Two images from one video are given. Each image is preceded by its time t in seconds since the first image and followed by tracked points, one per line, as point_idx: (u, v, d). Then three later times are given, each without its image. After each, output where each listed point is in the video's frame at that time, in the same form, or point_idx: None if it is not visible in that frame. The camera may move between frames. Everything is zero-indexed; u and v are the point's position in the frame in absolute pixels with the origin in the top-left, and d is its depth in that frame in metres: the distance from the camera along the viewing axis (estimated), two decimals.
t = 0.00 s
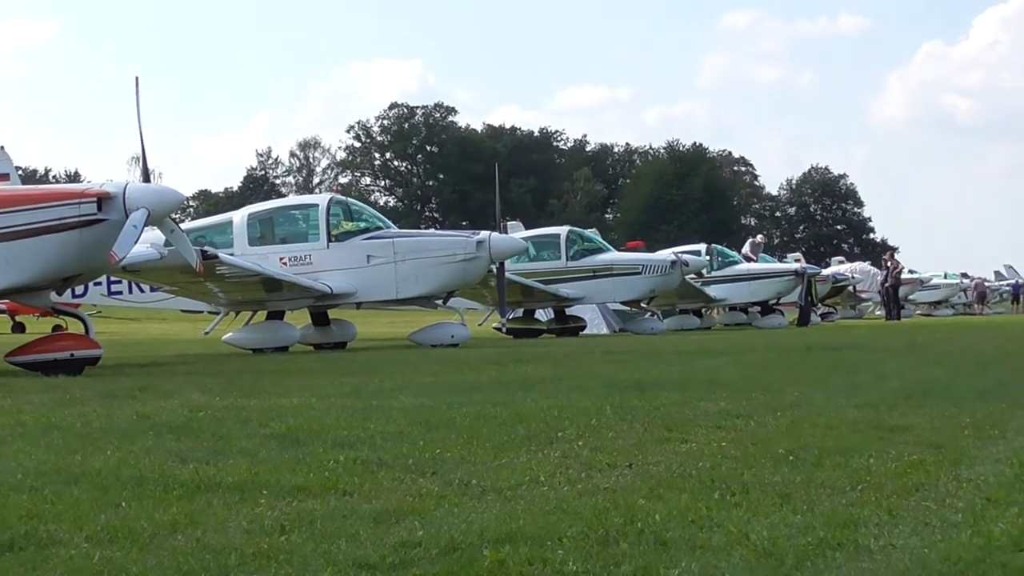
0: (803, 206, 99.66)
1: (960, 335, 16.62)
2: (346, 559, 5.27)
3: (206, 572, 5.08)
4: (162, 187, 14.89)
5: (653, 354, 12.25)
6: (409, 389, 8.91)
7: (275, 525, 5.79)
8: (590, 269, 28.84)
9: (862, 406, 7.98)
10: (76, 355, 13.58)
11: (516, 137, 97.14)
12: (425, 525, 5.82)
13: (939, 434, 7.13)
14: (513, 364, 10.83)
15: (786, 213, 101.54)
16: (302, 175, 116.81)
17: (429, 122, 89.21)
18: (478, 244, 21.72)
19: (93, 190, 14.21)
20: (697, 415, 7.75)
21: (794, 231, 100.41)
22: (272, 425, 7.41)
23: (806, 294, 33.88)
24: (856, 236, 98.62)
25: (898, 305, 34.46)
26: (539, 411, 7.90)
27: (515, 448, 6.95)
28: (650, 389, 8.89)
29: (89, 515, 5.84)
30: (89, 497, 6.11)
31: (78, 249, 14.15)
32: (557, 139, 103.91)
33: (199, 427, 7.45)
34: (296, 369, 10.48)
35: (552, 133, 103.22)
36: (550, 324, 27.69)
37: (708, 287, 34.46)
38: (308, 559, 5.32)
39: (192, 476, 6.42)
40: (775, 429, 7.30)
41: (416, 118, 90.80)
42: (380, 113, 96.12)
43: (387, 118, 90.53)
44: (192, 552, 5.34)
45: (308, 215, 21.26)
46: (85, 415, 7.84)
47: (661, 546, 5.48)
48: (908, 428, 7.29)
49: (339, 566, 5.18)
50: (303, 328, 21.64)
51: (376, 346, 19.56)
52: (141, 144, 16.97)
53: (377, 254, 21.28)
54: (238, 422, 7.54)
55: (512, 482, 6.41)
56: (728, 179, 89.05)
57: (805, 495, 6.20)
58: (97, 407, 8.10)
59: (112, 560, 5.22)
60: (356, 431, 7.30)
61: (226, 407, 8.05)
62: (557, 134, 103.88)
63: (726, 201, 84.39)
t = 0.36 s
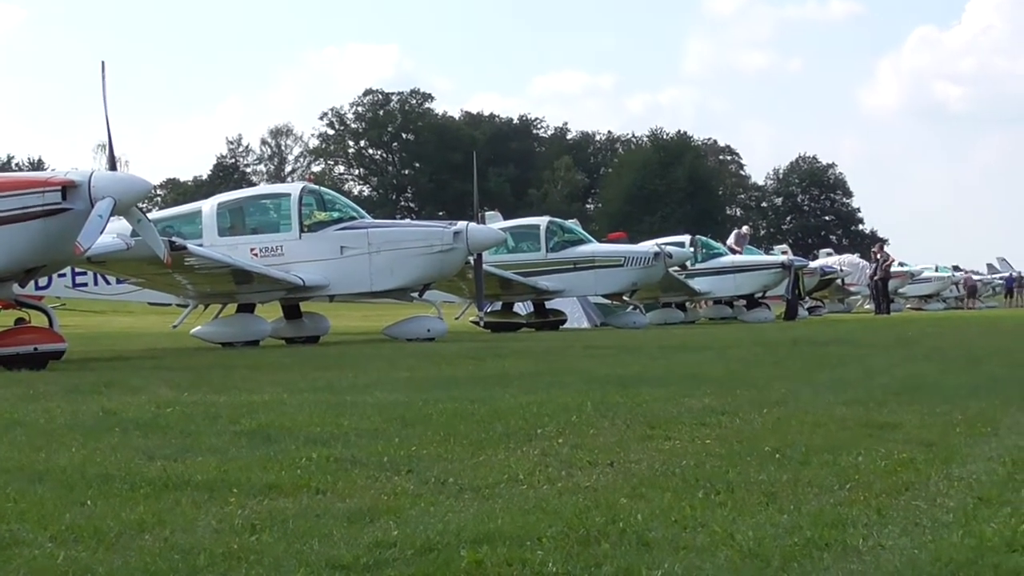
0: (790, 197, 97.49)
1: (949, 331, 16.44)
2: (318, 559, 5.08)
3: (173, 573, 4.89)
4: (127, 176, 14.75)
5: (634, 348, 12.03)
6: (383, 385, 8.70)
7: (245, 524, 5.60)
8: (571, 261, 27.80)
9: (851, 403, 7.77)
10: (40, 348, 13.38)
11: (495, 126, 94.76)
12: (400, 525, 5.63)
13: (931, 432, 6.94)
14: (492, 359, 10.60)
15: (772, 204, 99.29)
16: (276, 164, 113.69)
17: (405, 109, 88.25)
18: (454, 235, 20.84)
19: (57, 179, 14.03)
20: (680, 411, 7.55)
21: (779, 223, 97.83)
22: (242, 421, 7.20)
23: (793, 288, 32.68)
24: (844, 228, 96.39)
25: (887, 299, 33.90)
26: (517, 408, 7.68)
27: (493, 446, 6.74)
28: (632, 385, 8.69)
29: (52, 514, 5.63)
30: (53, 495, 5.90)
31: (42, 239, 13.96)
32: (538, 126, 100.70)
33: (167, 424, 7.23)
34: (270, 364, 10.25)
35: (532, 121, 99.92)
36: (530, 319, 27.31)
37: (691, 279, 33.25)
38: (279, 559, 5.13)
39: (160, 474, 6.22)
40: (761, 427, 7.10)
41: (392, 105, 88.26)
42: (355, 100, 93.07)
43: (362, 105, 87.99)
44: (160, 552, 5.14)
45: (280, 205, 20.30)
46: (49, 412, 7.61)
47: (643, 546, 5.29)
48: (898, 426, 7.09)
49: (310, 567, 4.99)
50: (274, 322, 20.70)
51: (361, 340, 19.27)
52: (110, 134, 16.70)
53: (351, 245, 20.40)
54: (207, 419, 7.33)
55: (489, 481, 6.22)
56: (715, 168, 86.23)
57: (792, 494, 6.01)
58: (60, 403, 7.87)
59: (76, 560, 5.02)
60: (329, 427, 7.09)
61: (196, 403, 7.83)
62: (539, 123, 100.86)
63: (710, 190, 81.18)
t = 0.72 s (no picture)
0: (781, 192, 94.16)
1: (945, 331, 16.18)
2: (295, 565, 4.90)
3: None
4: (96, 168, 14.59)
5: (621, 348, 11.85)
6: (362, 384, 8.52)
7: (219, 529, 5.41)
8: (556, 257, 26.16)
9: (844, 404, 7.58)
10: (7, 346, 13.19)
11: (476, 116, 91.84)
12: (380, 529, 5.45)
13: (926, 435, 6.76)
14: (475, 359, 10.40)
15: (763, 199, 96.23)
16: (250, 156, 109.89)
17: (384, 100, 83.02)
18: (436, 231, 19.54)
19: (25, 170, 13.84)
20: (669, 413, 7.36)
21: (772, 218, 94.58)
22: (216, 422, 7.01)
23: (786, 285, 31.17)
24: (838, 224, 93.39)
25: (882, 298, 33.23)
26: (500, 409, 7.49)
27: (475, 449, 6.54)
28: (618, 385, 8.50)
29: (19, 518, 5.44)
30: (20, 499, 5.70)
31: (10, 231, 13.75)
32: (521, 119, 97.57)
33: (139, 425, 7.04)
34: (247, 363, 10.04)
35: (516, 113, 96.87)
36: (512, 317, 25.89)
37: (679, 277, 31.39)
38: (254, 564, 4.95)
39: (131, 476, 6.03)
40: (751, 429, 6.92)
41: (371, 95, 84.12)
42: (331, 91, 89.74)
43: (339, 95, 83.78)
44: (131, 558, 4.96)
45: (255, 199, 18.99)
46: (15, 413, 7.41)
47: (631, 553, 5.10)
48: (893, 428, 6.91)
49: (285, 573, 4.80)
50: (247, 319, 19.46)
51: (347, 338, 18.91)
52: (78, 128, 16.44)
53: (328, 240, 19.09)
54: (180, 420, 7.14)
55: (471, 484, 6.03)
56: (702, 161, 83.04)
57: (784, 499, 5.83)
58: (27, 404, 7.67)
59: (44, 566, 4.84)
60: (306, 429, 6.90)
61: (169, 403, 7.63)
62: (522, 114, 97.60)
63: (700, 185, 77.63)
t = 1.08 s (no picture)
0: (755, 188, 93.47)
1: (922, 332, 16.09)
2: (250, 572, 4.70)
3: None
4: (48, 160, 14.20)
5: (590, 348, 11.70)
6: (322, 385, 8.34)
7: (173, 534, 5.22)
8: (523, 255, 25.19)
9: (818, 407, 7.42)
10: None
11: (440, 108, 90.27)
12: (339, 535, 5.26)
13: (901, 439, 6.60)
14: (441, 360, 10.20)
15: (736, 195, 95.30)
16: (207, 148, 106.72)
17: (346, 90, 80.66)
18: (398, 226, 18.91)
19: None
20: (638, 416, 7.19)
21: (745, 215, 93.86)
22: (171, 424, 6.81)
23: (758, 284, 30.42)
24: (813, 221, 92.52)
25: (859, 297, 32.78)
26: (464, 411, 7.30)
27: (439, 452, 6.36)
28: (586, 387, 8.33)
29: None
30: None
31: None
32: (486, 111, 95.86)
33: (90, 427, 6.82)
34: (205, 364, 9.82)
35: (481, 105, 95.10)
36: (477, 315, 24.72)
37: (651, 275, 30.49)
38: (208, 570, 4.77)
39: (82, 480, 5.82)
40: (722, 433, 6.75)
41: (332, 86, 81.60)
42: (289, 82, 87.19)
43: (299, 87, 81.08)
44: (79, 564, 4.76)
45: (212, 193, 18.37)
46: None
47: (598, 561, 4.92)
48: (868, 432, 6.75)
49: None
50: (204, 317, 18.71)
51: (315, 337, 18.54)
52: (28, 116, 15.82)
53: (287, 236, 18.49)
54: (133, 422, 6.93)
55: (435, 489, 5.84)
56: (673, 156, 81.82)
57: (757, 505, 5.65)
58: None
59: None
60: (264, 431, 6.71)
61: (123, 404, 7.42)
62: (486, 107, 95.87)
63: (670, 182, 77.81)
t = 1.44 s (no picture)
0: (737, 184, 92.61)
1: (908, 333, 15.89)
2: None
3: None
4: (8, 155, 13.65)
5: (565, 350, 11.54)
6: (290, 388, 8.17)
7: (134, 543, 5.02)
8: (496, 254, 24.70)
9: (802, 412, 7.23)
10: None
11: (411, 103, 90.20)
12: (306, 543, 5.06)
13: (888, 444, 6.41)
14: (413, 363, 10.01)
15: (717, 191, 94.50)
16: (171, 143, 104.48)
17: (314, 84, 79.61)
18: (368, 224, 18.51)
19: None
20: (615, 420, 7.01)
21: (726, 212, 92.96)
22: (133, 428, 6.63)
23: (740, 285, 29.32)
24: (796, 218, 91.53)
25: (843, 297, 32.25)
26: (436, 415, 7.12)
27: (410, 458, 6.17)
28: (562, 390, 8.16)
29: None
30: None
31: None
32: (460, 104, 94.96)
33: (49, 431, 6.62)
34: (171, 367, 9.62)
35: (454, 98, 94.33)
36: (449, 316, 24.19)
37: (628, 275, 29.61)
38: None
39: (40, 486, 5.63)
40: (701, 438, 6.56)
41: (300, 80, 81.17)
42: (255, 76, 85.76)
43: (264, 80, 79.93)
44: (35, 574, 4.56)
45: (174, 189, 18.09)
46: None
47: (573, 571, 4.73)
48: (853, 437, 6.57)
49: None
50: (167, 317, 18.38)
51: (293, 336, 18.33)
52: None
53: (253, 234, 18.16)
54: (93, 426, 6.74)
55: (404, 495, 5.65)
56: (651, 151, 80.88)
57: (737, 512, 5.46)
58: None
59: None
60: (229, 436, 6.53)
61: (83, 408, 7.23)
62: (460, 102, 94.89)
63: (648, 176, 77.02)
